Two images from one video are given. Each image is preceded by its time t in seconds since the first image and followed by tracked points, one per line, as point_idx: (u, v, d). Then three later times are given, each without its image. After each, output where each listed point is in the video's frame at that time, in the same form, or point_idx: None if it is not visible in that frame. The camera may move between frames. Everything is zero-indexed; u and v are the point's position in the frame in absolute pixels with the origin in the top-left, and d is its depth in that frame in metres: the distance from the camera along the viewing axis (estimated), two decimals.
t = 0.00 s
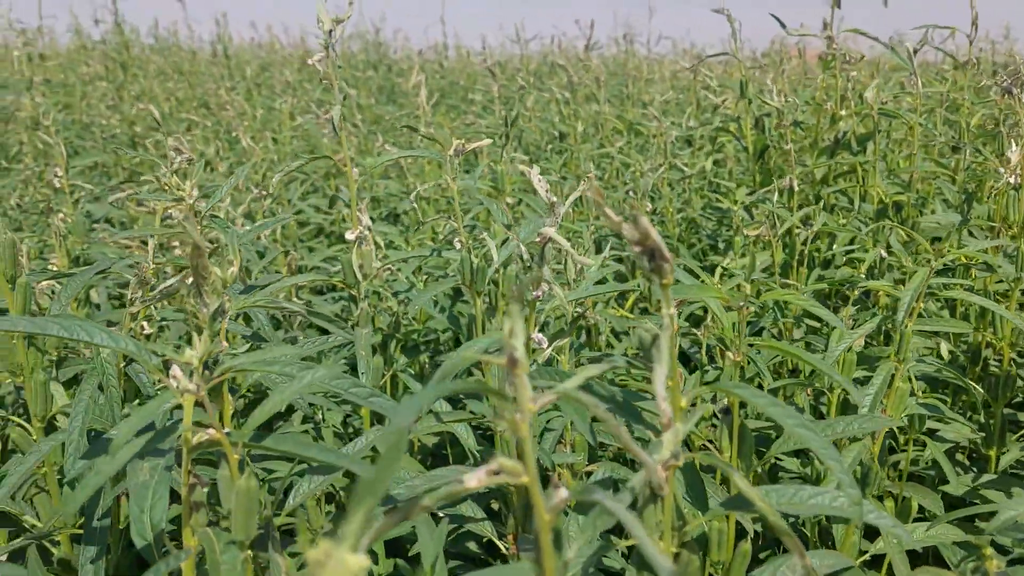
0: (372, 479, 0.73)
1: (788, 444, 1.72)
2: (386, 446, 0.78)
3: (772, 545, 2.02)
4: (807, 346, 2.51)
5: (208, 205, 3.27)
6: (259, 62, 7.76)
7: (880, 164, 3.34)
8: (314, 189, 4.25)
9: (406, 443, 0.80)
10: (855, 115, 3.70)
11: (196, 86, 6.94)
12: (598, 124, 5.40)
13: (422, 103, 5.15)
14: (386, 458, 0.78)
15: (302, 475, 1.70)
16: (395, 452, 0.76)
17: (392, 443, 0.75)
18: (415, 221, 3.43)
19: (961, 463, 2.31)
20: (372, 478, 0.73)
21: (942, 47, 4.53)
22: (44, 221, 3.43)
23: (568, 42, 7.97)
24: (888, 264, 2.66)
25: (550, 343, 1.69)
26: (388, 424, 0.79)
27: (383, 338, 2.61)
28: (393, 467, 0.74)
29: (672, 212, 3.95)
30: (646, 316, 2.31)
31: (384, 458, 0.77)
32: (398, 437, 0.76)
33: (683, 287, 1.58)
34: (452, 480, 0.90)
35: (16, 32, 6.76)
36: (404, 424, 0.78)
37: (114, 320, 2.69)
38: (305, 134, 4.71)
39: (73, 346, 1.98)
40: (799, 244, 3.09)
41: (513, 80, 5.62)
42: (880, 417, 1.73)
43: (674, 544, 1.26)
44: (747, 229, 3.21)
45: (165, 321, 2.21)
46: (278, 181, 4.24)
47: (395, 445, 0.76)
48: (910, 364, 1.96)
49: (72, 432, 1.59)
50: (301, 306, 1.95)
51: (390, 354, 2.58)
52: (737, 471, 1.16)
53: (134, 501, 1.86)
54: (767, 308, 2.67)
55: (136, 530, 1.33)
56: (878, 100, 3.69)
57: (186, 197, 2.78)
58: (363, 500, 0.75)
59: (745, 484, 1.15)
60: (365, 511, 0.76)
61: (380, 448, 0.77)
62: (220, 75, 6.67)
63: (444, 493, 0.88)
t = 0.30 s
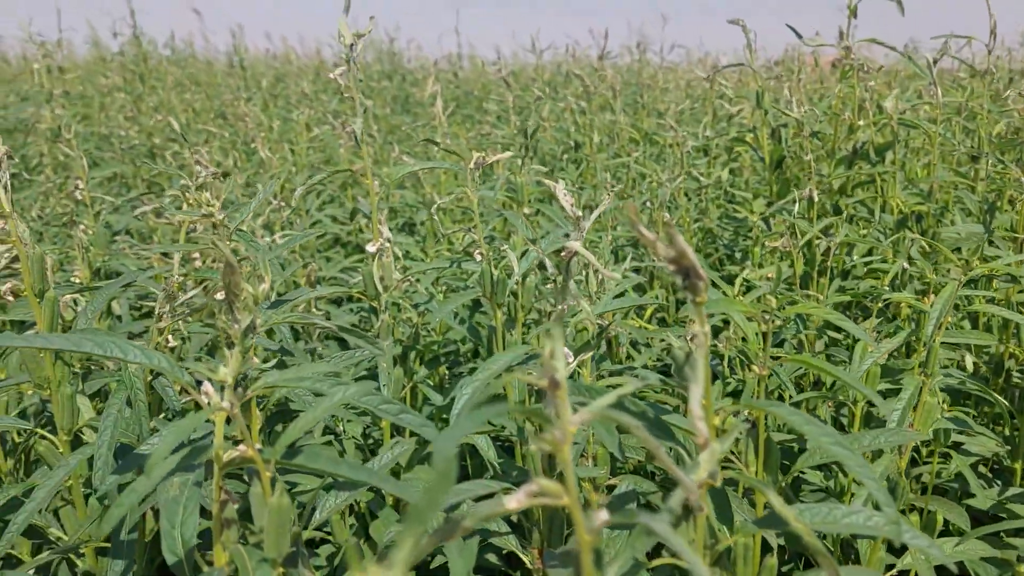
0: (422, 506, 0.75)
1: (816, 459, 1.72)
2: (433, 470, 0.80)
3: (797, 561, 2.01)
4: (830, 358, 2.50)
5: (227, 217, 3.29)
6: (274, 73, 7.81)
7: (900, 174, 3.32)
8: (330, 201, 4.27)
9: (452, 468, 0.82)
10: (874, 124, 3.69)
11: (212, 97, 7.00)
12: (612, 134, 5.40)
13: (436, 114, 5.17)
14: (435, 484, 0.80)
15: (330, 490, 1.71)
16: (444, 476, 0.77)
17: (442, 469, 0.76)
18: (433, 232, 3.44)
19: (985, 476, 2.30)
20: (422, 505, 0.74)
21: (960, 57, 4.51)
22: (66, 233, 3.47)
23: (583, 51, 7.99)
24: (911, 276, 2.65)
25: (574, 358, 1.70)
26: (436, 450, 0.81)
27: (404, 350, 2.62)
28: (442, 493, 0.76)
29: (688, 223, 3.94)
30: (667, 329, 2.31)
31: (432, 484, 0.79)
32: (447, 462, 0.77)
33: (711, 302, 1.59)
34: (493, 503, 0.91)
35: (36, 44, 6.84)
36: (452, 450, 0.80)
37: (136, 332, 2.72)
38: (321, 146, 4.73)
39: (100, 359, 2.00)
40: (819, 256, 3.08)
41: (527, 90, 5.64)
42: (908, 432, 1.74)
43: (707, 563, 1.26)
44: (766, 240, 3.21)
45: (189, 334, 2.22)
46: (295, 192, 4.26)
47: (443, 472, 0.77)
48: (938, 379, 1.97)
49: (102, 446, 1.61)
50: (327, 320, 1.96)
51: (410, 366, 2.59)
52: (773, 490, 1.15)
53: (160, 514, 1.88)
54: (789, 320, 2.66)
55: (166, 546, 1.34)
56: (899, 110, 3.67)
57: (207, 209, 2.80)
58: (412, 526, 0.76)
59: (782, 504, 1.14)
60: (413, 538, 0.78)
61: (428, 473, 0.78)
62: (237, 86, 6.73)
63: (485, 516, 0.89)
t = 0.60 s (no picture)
0: (454, 524, 0.75)
1: (838, 471, 1.70)
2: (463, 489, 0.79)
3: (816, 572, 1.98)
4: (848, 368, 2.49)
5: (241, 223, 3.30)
6: (285, 80, 7.84)
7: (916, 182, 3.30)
8: (342, 207, 4.27)
9: (481, 487, 0.83)
10: (888, 132, 3.68)
11: (224, 103, 7.03)
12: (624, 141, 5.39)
13: (448, 121, 5.17)
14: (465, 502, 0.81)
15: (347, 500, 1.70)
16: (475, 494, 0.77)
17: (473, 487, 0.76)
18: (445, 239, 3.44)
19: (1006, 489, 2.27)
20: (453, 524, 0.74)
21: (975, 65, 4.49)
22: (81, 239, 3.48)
23: (592, 58, 8.00)
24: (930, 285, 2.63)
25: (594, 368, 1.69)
26: (466, 468, 0.82)
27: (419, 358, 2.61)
28: (474, 512, 0.77)
29: (700, 230, 3.93)
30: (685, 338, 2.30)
31: (463, 502, 0.80)
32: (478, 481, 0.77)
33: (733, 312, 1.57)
34: (521, 520, 0.90)
35: (50, 51, 6.89)
36: (482, 468, 0.81)
37: (151, 340, 2.72)
38: (333, 153, 4.74)
39: (119, 367, 2.00)
40: (835, 264, 3.07)
41: (538, 97, 5.64)
42: (932, 443, 1.72)
43: None
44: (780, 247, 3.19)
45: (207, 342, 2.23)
46: (307, 199, 4.27)
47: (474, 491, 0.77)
48: (959, 388, 1.95)
49: (123, 455, 1.61)
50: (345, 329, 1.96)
51: (425, 375, 2.59)
52: (801, 506, 1.14)
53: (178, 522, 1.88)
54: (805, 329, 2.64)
55: (188, 558, 1.34)
56: (914, 118, 3.65)
57: (222, 216, 2.81)
58: (442, 545, 0.76)
59: (810, 520, 1.12)
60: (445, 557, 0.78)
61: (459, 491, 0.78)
62: (248, 92, 6.76)
63: (513, 534, 0.88)
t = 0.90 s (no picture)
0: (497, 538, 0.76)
1: (864, 477, 1.68)
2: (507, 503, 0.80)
3: None
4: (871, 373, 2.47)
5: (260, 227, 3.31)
6: (300, 81, 7.86)
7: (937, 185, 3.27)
8: (359, 209, 4.28)
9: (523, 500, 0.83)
10: (909, 134, 3.64)
11: (239, 105, 7.06)
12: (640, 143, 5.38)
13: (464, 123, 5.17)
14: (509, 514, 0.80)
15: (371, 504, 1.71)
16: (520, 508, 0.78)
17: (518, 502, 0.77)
18: (462, 242, 3.43)
19: None
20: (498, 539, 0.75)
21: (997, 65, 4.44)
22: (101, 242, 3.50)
23: (606, 59, 7.98)
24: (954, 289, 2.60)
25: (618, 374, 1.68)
26: (510, 480, 0.82)
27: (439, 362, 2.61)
28: (519, 526, 0.77)
29: (718, 234, 3.91)
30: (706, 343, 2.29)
31: (506, 517, 0.80)
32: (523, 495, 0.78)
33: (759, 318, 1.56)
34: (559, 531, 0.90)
35: (68, 54, 6.94)
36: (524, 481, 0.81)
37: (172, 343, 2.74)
38: (349, 155, 4.75)
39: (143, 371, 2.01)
40: (855, 268, 3.05)
41: (554, 99, 5.62)
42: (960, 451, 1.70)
43: None
44: (800, 252, 3.17)
45: (229, 346, 2.24)
46: (324, 201, 4.28)
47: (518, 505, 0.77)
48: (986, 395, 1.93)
49: (150, 459, 1.62)
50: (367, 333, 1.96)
51: (444, 379, 2.59)
52: (833, 516, 1.13)
53: (202, 525, 1.89)
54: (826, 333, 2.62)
55: (216, 563, 1.35)
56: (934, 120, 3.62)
57: (242, 220, 2.82)
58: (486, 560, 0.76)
59: (844, 530, 1.11)
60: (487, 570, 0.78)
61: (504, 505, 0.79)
62: (264, 94, 6.78)
63: (550, 546, 0.88)
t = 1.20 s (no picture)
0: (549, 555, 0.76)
1: (894, 487, 1.66)
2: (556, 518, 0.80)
3: None
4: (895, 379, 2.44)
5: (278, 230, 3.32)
6: (314, 84, 7.88)
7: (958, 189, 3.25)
8: (375, 213, 4.28)
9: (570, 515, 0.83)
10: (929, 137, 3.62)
11: (254, 108, 7.09)
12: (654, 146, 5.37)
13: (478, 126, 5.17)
14: (558, 530, 0.80)
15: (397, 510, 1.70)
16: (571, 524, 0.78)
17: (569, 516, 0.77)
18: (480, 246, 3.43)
19: None
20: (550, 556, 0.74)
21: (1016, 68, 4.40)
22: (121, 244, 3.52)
23: (619, 62, 7.97)
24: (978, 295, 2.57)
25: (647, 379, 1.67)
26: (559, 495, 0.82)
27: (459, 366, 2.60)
28: (569, 542, 0.78)
29: (735, 237, 3.89)
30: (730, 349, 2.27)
31: (555, 532, 0.80)
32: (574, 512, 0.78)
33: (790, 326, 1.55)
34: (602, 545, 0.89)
35: (84, 57, 6.99)
36: (575, 496, 0.81)
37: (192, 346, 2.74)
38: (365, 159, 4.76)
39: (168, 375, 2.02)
40: (876, 273, 3.03)
41: (568, 102, 5.62)
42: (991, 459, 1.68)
43: None
44: (820, 256, 3.16)
45: (252, 350, 2.24)
46: (340, 204, 4.29)
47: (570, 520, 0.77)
48: (1016, 402, 1.91)
49: (178, 464, 1.62)
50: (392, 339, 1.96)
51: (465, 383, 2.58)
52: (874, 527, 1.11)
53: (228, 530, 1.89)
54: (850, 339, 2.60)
55: (248, 569, 1.34)
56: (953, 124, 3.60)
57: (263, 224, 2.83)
58: None
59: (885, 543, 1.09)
60: None
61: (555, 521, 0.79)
62: (278, 97, 6.81)
63: (594, 561, 0.87)
